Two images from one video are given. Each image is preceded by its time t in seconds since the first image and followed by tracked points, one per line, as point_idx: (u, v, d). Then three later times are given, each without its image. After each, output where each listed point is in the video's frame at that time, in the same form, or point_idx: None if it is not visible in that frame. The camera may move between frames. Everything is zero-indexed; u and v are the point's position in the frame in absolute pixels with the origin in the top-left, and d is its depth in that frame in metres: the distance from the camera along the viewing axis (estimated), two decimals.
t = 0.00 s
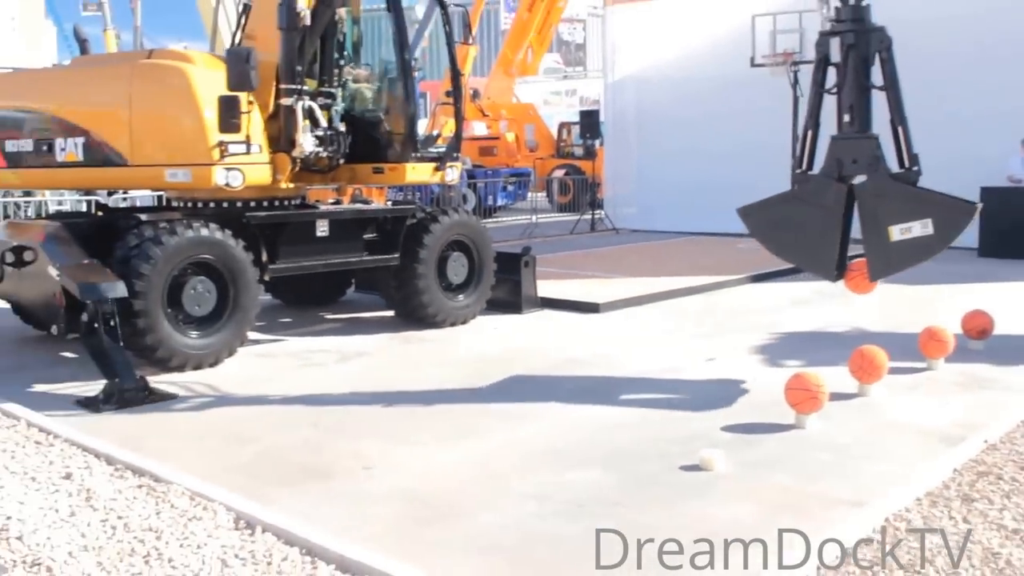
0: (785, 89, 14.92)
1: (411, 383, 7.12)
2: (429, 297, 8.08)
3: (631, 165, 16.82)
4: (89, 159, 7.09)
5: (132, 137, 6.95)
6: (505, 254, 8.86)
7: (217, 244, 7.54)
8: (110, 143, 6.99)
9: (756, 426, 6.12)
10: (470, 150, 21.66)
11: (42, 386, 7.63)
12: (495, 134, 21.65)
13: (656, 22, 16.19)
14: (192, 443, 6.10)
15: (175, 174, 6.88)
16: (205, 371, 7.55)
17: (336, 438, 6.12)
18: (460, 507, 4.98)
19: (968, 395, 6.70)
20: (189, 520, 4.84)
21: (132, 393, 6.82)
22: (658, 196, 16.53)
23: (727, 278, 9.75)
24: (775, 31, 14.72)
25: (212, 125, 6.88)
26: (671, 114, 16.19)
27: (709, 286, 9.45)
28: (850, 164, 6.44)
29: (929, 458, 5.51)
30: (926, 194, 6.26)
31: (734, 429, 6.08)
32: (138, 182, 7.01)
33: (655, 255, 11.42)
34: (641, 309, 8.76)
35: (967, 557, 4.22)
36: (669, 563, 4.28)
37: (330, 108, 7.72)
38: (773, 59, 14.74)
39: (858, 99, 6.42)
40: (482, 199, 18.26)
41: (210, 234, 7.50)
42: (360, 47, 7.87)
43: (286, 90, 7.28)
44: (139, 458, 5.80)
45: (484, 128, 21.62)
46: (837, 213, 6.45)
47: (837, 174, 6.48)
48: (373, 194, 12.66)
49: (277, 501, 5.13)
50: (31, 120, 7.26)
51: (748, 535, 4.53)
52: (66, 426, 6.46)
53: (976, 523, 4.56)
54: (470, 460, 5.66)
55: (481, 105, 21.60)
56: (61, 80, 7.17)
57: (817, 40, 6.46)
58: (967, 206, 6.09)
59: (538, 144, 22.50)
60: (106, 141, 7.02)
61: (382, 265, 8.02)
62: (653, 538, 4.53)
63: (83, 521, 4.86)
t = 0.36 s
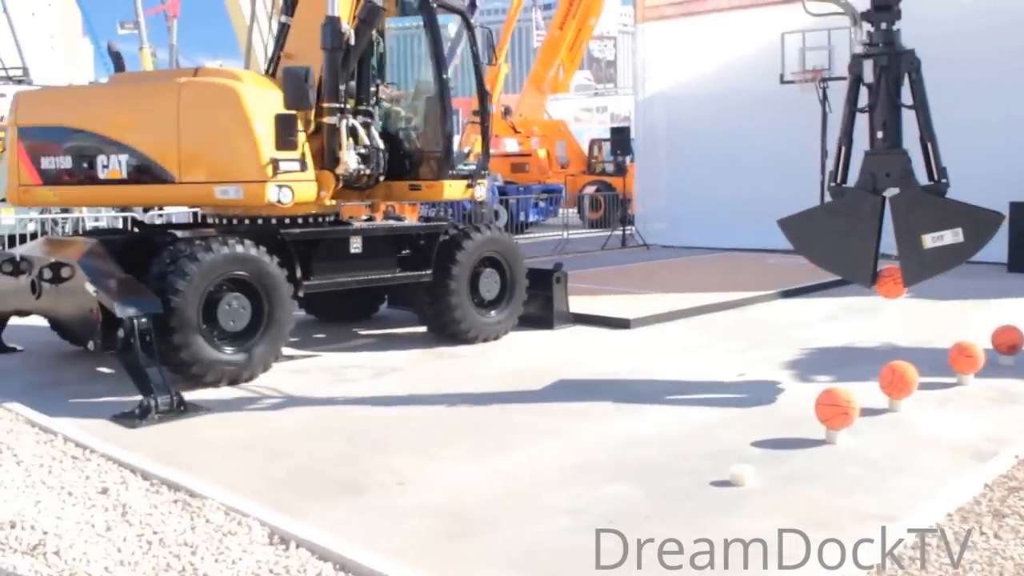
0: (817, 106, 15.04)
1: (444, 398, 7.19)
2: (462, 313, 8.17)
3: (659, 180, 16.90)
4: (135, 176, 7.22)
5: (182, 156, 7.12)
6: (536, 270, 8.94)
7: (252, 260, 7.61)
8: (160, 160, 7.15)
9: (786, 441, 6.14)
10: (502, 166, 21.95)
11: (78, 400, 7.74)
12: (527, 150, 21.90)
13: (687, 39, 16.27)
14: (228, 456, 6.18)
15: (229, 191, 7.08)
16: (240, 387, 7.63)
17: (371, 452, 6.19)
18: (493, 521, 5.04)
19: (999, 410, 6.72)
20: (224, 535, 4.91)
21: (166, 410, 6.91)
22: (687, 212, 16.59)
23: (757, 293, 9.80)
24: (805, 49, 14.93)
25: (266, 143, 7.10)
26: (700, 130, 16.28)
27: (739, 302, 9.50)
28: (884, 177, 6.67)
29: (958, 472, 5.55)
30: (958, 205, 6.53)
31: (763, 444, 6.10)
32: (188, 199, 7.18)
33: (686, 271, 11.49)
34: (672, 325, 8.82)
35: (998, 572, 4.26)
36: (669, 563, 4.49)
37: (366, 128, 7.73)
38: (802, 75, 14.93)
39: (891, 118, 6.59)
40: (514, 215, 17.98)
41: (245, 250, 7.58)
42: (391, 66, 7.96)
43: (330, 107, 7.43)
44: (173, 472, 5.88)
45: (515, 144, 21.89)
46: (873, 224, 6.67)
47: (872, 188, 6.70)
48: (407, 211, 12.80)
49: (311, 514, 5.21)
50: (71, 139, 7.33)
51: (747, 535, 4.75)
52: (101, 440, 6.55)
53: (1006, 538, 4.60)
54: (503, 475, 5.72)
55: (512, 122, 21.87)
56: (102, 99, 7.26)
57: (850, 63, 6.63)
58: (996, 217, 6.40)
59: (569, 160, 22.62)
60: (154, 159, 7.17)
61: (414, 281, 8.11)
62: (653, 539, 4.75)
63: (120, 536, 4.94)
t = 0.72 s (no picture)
0: (838, 125, 15.00)
1: (463, 417, 7.18)
2: (482, 332, 8.17)
3: (679, 197, 16.91)
4: (164, 196, 7.26)
5: (217, 175, 7.16)
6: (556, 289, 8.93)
7: (273, 278, 7.61)
8: (193, 180, 7.19)
9: (807, 461, 6.09)
10: (523, 184, 22.05)
11: (100, 418, 7.75)
12: (547, 168, 21.97)
13: (706, 57, 16.29)
14: (249, 474, 6.19)
15: (265, 211, 7.12)
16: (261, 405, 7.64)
17: (391, 470, 6.18)
18: (514, 540, 5.03)
19: None
20: (244, 554, 4.91)
21: (187, 428, 6.91)
22: (708, 229, 16.58)
23: (778, 312, 9.77)
24: (824, 67, 14.89)
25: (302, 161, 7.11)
26: (719, 147, 16.29)
27: (761, 320, 9.48)
28: (903, 193, 6.78)
29: (981, 492, 5.50)
30: (974, 218, 6.73)
31: (785, 464, 6.06)
32: (224, 218, 7.22)
33: (709, 290, 11.47)
34: (693, 343, 8.79)
35: None
36: (669, 562, 4.71)
37: (394, 146, 7.75)
38: (824, 94, 14.88)
39: (911, 136, 6.74)
40: (534, 235, 18.06)
41: (266, 270, 7.57)
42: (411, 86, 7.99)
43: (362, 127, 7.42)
44: (194, 491, 5.88)
45: (536, 162, 22.09)
46: (894, 236, 6.81)
47: (894, 204, 6.81)
48: (430, 230, 12.86)
49: (329, 532, 5.20)
50: (102, 158, 7.37)
51: (747, 535, 4.98)
52: (122, 458, 6.56)
53: None
54: (523, 494, 5.70)
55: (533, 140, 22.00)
56: (134, 118, 7.28)
57: (872, 83, 6.79)
58: (1011, 230, 6.62)
59: (590, 178, 22.28)
60: (188, 178, 7.20)
61: (435, 300, 8.12)
62: (655, 539, 4.97)
63: (140, 555, 4.94)
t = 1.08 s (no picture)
0: (845, 144, 14.99)
1: (469, 437, 7.16)
2: (489, 351, 8.15)
3: (686, 216, 16.92)
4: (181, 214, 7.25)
5: (240, 193, 7.23)
6: (563, 308, 8.92)
7: (279, 297, 7.59)
8: (213, 199, 7.24)
9: (815, 482, 6.05)
10: (529, 203, 21.92)
11: (106, 437, 7.74)
12: (554, 187, 21.87)
13: (713, 77, 16.31)
14: (255, 492, 6.17)
15: (291, 229, 7.26)
16: (266, 424, 7.62)
17: (397, 490, 6.16)
18: (520, 560, 5.00)
19: None
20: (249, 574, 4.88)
21: (192, 447, 6.88)
22: (716, 247, 16.56)
23: (785, 331, 9.74)
24: (831, 87, 15.00)
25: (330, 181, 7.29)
26: (726, 167, 16.30)
27: (769, 340, 9.46)
28: (903, 212, 7.27)
29: (989, 513, 5.47)
30: (966, 234, 7.23)
31: (792, 484, 6.02)
32: (245, 237, 7.30)
33: (716, 309, 11.46)
34: (700, 363, 8.77)
35: None
36: (670, 562, 4.93)
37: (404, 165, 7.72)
38: (830, 113, 14.99)
39: (910, 156, 7.26)
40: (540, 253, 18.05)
41: (273, 288, 7.56)
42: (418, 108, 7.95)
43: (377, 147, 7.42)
44: (200, 510, 5.86)
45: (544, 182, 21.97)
46: (898, 250, 7.19)
47: (894, 221, 7.25)
48: (437, 249, 12.93)
49: (333, 551, 5.19)
50: (118, 175, 7.27)
51: (754, 554, 4.96)
52: (128, 477, 6.54)
53: None
54: (529, 514, 5.67)
55: (539, 160, 21.99)
56: (152, 135, 7.25)
57: (873, 108, 7.36)
58: (1003, 245, 7.13)
59: (597, 198, 22.45)
60: (209, 196, 7.23)
61: (441, 319, 8.12)
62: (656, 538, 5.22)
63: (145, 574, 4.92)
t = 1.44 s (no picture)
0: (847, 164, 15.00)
1: (471, 457, 7.13)
2: (490, 370, 8.11)
3: (688, 235, 16.91)
4: (195, 233, 7.12)
5: (256, 210, 7.14)
6: (565, 327, 8.91)
7: (281, 316, 7.58)
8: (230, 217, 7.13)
9: (817, 503, 6.02)
10: (530, 223, 22.33)
11: (106, 455, 7.72)
12: (556, 207, 22.10)
13: (715, 96, 16.34)
14: (256, 511, 6.16)
15: (310, 247, 7.22)
16: (268, 443, 7.61)
17: (397, 510, 6.13)
18: None
19: None
20: None
21: (193, 466, 6.86)
22: (719, 267, 16.53)
23: (788, 352, 9.72)
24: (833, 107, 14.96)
25: (347, 199, 7.32)
26: (728, 186, 16.31)
27: (771, 360, 9.44)
28: (892, 229, 7.50)
29: (990, 533, 5.45)
30: (952, 250, 7.49)
31: (795, 505, 5.98)
32: (263, 255, 7.21)
33: (718, 329, 11.44)
34: (702, 384, 8.74)
35: None
36: (679, 559, 5.21)
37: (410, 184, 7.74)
38: (831, 133, 14.97)
39: (898, 177, 7.54)
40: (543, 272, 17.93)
41: (275, 307, 7.56)
42: (422, 127, 8.06)
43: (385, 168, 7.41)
44: (200, 529, 5.83)
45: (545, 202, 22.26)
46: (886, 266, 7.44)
47: (882, 238, 7.50)
48: (439, 268, 12.95)
49: (333, 571, 5.16)
50: (129, 192, 7.12)
51: None
52: (128, 496, 6.52)
53: None
54: (530, 535, 5.64)
55: (541, 180, 22.05)
56: (163, 153, 7.13)
57: (863, 132, 7.63)
58: (988, 261, 7.39)
59: (598, 218, 22.53)
60: (224, 215, 7.12)
61: (443, 338, 8.12)
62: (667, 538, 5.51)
63: None
